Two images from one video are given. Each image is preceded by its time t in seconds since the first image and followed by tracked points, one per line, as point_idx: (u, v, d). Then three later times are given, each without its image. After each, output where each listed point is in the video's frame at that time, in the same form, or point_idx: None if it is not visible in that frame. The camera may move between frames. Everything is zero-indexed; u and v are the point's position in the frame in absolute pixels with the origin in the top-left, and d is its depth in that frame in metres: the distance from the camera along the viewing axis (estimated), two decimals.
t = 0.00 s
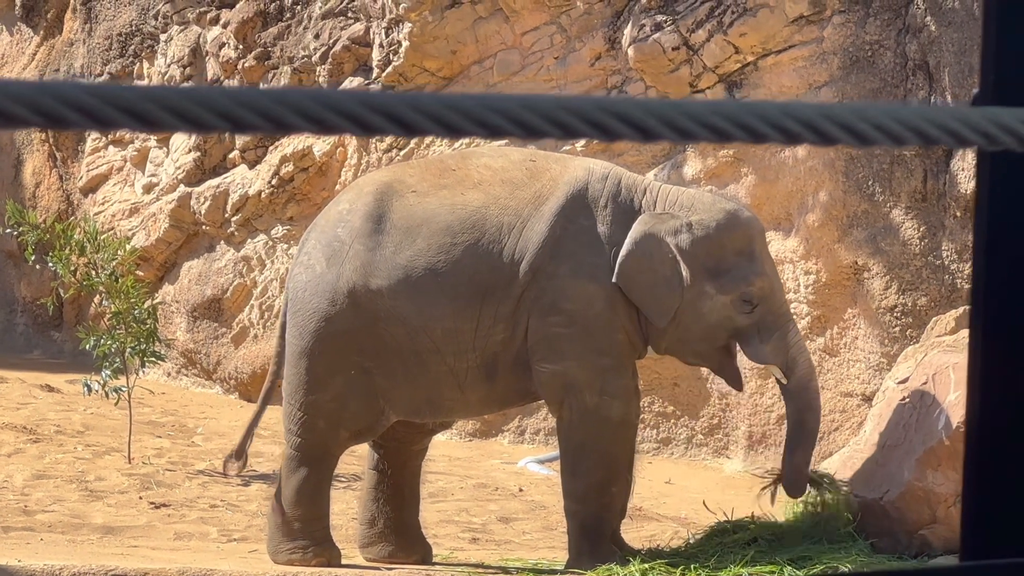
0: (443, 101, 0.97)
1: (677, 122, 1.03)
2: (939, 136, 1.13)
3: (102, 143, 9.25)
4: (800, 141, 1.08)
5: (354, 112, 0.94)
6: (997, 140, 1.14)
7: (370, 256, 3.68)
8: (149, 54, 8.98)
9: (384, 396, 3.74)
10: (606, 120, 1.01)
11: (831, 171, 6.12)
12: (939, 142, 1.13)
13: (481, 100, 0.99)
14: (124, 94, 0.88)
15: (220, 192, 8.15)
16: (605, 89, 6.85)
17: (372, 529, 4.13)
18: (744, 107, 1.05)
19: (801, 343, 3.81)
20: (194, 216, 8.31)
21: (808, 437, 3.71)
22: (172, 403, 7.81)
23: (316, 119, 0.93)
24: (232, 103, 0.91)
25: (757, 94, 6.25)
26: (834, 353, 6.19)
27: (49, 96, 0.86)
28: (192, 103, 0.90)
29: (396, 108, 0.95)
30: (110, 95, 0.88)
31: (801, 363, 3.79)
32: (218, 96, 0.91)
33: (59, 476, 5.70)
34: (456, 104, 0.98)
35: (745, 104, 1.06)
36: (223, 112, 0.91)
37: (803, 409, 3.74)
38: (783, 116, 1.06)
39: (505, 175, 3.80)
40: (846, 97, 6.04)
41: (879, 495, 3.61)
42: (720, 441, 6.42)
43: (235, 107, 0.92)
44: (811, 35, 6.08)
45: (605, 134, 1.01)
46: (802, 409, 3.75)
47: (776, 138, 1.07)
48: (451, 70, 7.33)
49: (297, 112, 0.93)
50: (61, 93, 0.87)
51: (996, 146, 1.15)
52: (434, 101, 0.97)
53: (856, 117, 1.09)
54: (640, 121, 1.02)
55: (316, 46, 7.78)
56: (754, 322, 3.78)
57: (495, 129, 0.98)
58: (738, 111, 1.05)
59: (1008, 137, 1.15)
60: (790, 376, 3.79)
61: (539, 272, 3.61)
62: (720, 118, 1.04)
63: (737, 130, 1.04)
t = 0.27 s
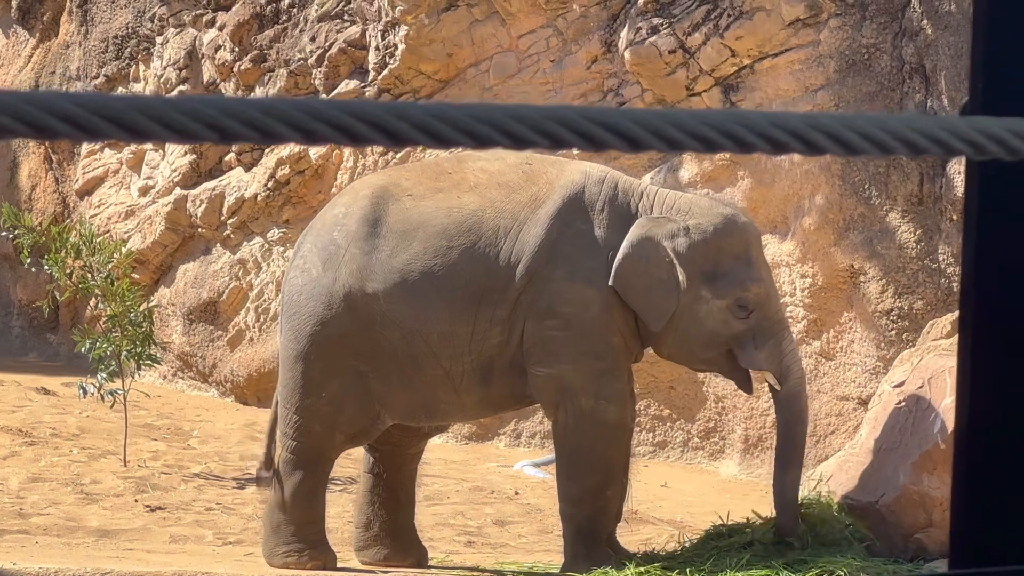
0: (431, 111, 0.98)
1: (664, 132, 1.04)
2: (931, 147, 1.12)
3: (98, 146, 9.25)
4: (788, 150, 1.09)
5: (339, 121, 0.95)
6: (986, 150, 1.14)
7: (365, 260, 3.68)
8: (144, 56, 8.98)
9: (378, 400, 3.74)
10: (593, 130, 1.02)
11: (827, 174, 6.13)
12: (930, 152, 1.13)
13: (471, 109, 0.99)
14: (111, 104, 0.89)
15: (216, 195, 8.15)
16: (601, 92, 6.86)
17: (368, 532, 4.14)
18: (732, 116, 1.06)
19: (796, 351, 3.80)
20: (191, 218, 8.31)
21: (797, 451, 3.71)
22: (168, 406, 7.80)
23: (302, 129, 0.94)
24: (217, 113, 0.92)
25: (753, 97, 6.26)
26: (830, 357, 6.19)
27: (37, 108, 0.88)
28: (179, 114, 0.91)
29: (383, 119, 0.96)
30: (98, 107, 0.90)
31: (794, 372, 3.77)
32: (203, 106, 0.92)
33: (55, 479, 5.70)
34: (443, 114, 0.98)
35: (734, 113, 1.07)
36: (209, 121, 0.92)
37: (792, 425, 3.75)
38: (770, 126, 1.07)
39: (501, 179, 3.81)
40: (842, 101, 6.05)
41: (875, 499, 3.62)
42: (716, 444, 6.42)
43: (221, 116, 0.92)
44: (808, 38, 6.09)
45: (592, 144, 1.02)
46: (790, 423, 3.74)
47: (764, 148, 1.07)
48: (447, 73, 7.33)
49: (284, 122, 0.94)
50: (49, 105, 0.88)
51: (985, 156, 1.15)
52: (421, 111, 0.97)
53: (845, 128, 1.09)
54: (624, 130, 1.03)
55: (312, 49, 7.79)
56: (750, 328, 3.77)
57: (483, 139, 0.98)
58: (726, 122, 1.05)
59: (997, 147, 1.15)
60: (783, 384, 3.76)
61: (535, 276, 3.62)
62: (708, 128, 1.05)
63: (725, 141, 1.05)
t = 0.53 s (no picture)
0: (431, 114, 0.98)
1: (665, 135, 1.04)
2: (927, 150, 1.13)
3: (96, 150, 9.25)
4: (786, 154, 1.09)
5: (337, 124, 0.95)
6: (983, 153, 1.15)
7: (363, 264, 3.69)
8: (142, 60, 8.99)
9: (377, 404, 3.74)
10: (590, 134, 1.02)
11: (825, 179, 6.14)
12: (926, 157, 1.14)
13: (470, 112, 0.99)
14: (109, 107, 0.89)
15: (214, 199, 8.15)
16: (599, 97, 6.87)
17: (365, 537, 4.13)
18: (731, 119, 1.06)
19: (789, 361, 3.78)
20: (188, 222, 8.30)
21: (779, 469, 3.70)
22: (165, 410, 7.80)
23: (301, 132, 0.95)
24: (215, 116, 0.92)
25: (751, 102, 6.27)
26: (828, 361, 6.19)
27: (33, 110, 0.88)
28: (176, 117, 0.91)
29: (383, 122, 0.96)
30: (97, 108, 0.89)
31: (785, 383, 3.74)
32: (201, 109, 0.91)
33: (52, 483, 5.69)
34: (441, 117, 0.98)
35: (734, 117, 1.07)
36: (207, 124, 0.92)
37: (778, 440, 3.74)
38: (769, 129, 1.07)
39: (499, 183, 3.81)
40: (840, 105, 6.06)
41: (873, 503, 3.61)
42: (714, 449, 6.42)
43: (219, 119, 0.92)
44: (806, 42, 6.10)
45: (590, 147, 1.02)
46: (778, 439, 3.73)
47: (762, 151, 1.07)
48: (445, 77, 7.33)
49: (282, 125, 0.94)
50: (45, 106, 0.88)
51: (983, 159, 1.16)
52: (418, 115, 0.97)
53: (843, 131, 1.10)
54: (626, 134, 1.03)
55: (310, 53, 7.79)
56: (746, 335, 3.77)
57: (481, 142, 0.98)
58: (725, 126, 1.05)
59: (995, 150, 1.15)
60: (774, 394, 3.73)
61: (533, 280, 3.62)
62: (708, 132, 1.05)
63: (724, 144, 1.05)
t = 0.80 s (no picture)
0: (438, 114, 0.98)
1: (674, 136, 1.04)
2: (936, 151, 1.12)
3: (93, 153, 9.24)
4: (794, 155, 1.09)
5: (349, 125, 0.96)
6: (993, 154, 1.14)
7: (362, 268, 3.69)
8: (140, 63, 8.99)
9: (374, 407, 3.74)
10: (601, 134, 1.03)
11: (822, 183, 6.14)
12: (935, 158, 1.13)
13: (476, 113, 0.99)
14: (118, 107, 0.89)
15: (211, 202, 8.14)
16: (597, 100, 6.88)
17: (363, 540, 4.12)
18: (740, 121, 1.06)
19: (785, 368, 3.79)
20: (185, 226, 8.30)
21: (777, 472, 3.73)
22: (162, 414, 7.79)
23: (311, 132, 0.95)
24: (225, 115, 0.92)
25: (749, 106, 6.27)
26: (826, 365, 6.19)
27: (41, 107, 0.87)
28: (187, 116, 0.91)
29: (392, 122, 0.97)
30: (105, 107, 0.89)
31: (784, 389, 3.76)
32: (212, 109, 0.92)
33: (49, 486, 5.68)
34: (451, 118, 0.98)
35: (741, 117, 1.07)
36: (217, 124, 0.92)
37: (773, 446, 3.78)
38: (778, 130, 1.07)
39: (497, 187, 3.82)
40: (838, 109, 6.06)
41: (870, 507, 3.62)
42: (711, 453, 6.42)
43: (228, 118, 0.92)
44: (804, 46, 6.11)
45: (600, 148, 1.03)
46: (773, 443, 3.77)
47: (772, 152, 1.08)
48: (442, 81, 7.34)
49: (292, 125, 0.95)
50: (52, 104, 0.88)
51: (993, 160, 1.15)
52: (429, 115, 0.98)
53: (853, 133, 1.10)
54: (636, 136, 1.03)
55: (308, 56, 7.79)
56: (743, 340, 3.76)
57: (492, 143, 0.99)
58: (735, 127, 1.06)
59: (1006, 151, 1.14)
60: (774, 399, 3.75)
61: (531, 283, 3.61)
62: (716, 133, 1.05)
63: (734, 145, 1.06)
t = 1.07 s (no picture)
0: (449, 119, 0.98)
1: (684, 140, 1.05)
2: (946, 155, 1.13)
3: (92, 155, 9.25)
4: (805, 159, 1.09)
5: (361, 130, 0.96)
6: (1003, 159, 1.14)
7: (362, 270, 3.69)
8: (139, 65, 8.99)
9: (375, 409, 3.74)
10: (612, 139, 1.03)
11: (821, 185, 6.15)
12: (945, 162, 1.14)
13: (487, 117, 0.99)
14: (129, 110, 0.89)
15: (210, 204, 8.14)
16: (596, 102, 6.88)
17: (362, 542, 4.12)
18: (749, 125, 1.07)
19: (787, 368, 3.81)
20: (184, 228, 8.30)
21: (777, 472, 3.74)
22: (161, 415, 7.79)
23: (324, 138, 0.95)
24: (238, 120, 0.92)
25: (748, 108, 6.28)
26: (824, 367, 6.20)
27: (53, 112, 0.88)
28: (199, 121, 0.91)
29: (403, 127, 0.97)
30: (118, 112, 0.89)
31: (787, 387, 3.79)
32: (225, 114, 0.92)
33: (48, 488, 5.68)
34: (463, 123, 0.98)
35: (750, 122, 1.08)
36: (229, 129, 0.92)
37: (773, 445, 3.79)
38: (788, 135, 1.08)
39: (496, 189, 3.82)
40: (836, 111, 6.07)
41: (869, 508, 3.62)
42: (710, 455, 6.42)
43: (241, 123, 0.93)
44: (802, 48, 6.12)
45: (612, 153, 1.03)
46: (773, 443, 3.78)
47: (782, 157, 1.08)
48: (441, 82, 7.36)
49: (304, 130, 0.95)
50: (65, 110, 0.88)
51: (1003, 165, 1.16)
52: (442, 120, 0.97)
53: (865, 138, 1.10)
54: (647, 140, 1.04)
55: (307, 58, 7.79)
56: (745, 340, 3.77)
57: (503, 147, 0.99)
58: (746, 132, 1.07)
59: (1014, 156, 1.15)
60: (777, 398, 3.77)
61: (531, 285, 3.62)
62: (726, 137, 1.06)
63: (743, 149, 1.07)
